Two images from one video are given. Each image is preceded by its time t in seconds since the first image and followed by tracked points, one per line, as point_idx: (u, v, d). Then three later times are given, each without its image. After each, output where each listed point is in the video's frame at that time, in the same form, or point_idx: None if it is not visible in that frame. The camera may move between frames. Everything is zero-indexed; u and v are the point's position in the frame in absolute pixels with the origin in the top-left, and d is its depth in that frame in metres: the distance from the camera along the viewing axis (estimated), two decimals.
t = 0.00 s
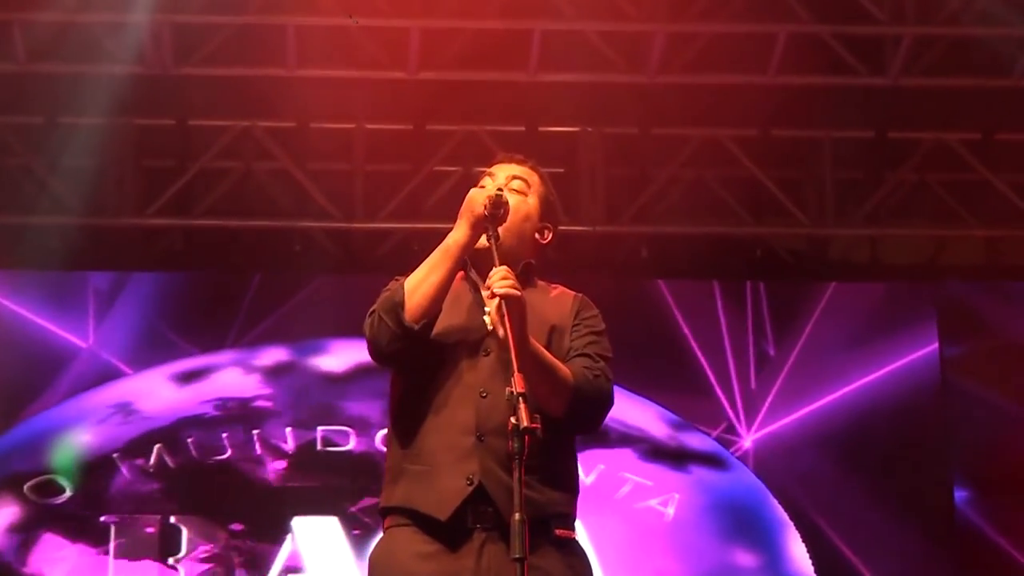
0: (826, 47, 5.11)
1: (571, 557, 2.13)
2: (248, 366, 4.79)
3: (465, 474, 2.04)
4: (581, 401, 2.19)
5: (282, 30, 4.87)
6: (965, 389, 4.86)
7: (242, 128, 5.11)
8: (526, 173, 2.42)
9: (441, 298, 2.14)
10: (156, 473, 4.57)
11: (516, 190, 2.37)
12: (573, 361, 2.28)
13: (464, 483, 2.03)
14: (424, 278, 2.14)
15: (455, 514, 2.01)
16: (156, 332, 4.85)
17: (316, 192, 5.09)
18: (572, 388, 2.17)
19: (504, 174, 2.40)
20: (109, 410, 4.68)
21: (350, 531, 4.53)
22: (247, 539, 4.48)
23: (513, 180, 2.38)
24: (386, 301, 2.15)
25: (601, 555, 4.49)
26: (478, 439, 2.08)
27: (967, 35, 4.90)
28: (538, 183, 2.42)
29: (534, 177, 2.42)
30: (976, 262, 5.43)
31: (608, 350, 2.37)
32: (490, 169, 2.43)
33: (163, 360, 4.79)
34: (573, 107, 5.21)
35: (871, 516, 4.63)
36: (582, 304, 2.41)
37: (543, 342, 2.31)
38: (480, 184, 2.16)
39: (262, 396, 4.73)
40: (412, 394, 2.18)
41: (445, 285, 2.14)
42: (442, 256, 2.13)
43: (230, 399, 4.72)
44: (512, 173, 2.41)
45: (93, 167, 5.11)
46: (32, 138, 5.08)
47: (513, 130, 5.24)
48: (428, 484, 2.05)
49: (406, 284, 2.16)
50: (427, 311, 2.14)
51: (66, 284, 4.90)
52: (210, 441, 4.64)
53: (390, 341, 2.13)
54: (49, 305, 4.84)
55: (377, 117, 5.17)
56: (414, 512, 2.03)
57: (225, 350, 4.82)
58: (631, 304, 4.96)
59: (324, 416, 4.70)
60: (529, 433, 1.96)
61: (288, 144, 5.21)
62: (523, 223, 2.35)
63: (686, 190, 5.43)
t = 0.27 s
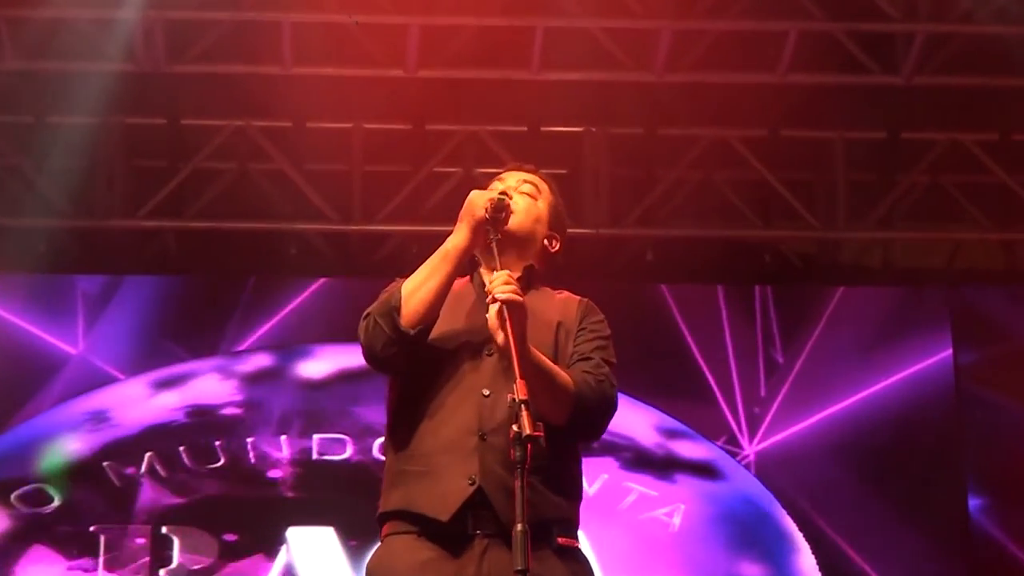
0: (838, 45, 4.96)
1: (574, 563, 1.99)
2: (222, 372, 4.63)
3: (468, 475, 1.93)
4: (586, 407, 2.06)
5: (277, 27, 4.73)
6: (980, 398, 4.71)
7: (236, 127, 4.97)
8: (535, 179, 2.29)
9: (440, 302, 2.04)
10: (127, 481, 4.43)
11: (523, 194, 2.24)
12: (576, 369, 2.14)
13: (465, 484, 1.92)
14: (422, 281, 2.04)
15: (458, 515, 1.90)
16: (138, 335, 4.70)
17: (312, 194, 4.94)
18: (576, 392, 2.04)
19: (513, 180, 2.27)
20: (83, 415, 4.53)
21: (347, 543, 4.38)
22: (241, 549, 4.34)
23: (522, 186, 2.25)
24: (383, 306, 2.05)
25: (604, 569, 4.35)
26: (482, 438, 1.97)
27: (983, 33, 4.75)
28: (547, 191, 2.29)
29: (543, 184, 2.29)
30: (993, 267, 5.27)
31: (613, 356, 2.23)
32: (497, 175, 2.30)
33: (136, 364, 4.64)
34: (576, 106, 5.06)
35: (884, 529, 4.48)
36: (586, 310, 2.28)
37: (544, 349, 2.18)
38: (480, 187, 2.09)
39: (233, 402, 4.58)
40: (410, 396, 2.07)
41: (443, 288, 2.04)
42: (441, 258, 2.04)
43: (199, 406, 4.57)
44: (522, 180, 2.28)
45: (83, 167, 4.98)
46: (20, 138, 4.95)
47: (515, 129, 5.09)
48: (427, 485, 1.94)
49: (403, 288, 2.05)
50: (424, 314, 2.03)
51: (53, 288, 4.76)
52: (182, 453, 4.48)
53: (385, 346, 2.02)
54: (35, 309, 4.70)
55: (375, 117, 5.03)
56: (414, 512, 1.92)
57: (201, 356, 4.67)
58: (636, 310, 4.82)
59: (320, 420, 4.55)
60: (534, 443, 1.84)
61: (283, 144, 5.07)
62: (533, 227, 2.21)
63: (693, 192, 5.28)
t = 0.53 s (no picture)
0: (849, 40, 4.81)
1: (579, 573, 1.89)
2: (200, 379, 4.48)
3: (472, 483, 1.83)
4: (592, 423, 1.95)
5: (270, 21, 4.59)
6: (997, 404, 4.54)
7: (228, 124, 4.82)
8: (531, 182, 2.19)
9: (436, 313, 1.93)
10: (109, 490, 4.26)
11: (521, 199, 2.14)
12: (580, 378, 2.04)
13: (470, 491, 1.82)
14: (417, 290, 1.93)
15: (463, 523, 1.80)
16: (121, 340, 4.55)
17: (306, 193, 4.79)
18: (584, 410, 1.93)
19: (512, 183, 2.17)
20: (54, 423, 4.38)
21: (342, 553, 4.21)
22: (232, 559, 4.17)
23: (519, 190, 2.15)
24: (375, 318, 1.94)
25: None
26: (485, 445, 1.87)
27: (1000, 27, 4.59)
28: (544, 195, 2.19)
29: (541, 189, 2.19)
30: (1010, 270, 5.11)
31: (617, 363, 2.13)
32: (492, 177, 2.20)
33: (114, 372, 4.49)
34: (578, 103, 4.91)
35: (898, 539, 4.32)
36: (587, 315, 2.17)
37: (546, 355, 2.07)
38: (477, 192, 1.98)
39: (212, 412, 4.42)
40: (406, 405, 1.97)
41: (440, 296, 1.93)
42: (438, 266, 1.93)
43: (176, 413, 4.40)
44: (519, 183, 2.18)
45: (70, 165, 4.84)
46: (6, 136, 4.81)
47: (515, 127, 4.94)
48: (429, 492, 1.85)
49: (397, 298, 1.95)
50: (421, 326, 1.93)
51: (37, 291, 4.62)
52: (158, 462, 4.31)
53: (379, 358, 1.92)
54: (18, 313, 4.56)
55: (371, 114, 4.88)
56: (416, 523, 1.82)
57: (181, 363, 4.52)
58: (640, 314, 4.66)
59: (315, 426, 4.40)
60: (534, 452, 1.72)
61: (276, 143, 4.92)
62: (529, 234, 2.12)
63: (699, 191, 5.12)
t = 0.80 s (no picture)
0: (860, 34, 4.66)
1: None
2: (174, 383, 4.33)
3: (469, 497, 1.79)
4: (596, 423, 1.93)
5: (264, 15, 4.44)
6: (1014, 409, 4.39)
7: (221, 121, 4.68)
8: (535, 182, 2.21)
9: (437, 317, 1.90)
10: (99, 496, 4.11)
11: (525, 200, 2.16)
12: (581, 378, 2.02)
13: (467, 505, 1.78)
14: (418, 295, 1.90)
15: (460, 538, 1.76)
16: (105, 342, 4.41)
17: (301, 193, 4.65)
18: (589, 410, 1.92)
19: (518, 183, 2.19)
20: (28, 429, 4.23)
21: (338, 562, 4.07)
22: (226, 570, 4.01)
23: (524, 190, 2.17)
24: (375, 323, 1.90)
25: None
26: (482, 457, 1.83)
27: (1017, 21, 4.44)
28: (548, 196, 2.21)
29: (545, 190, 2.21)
30: None
31: (618, 358, 2.11)
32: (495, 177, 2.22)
33: (88, 377, 4.34)
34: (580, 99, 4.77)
35: (913, 548, 4.16)
36: (588, 313, 2.15)
37: (548, 356, 2.04)
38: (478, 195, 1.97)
39: (207, 417, 4.27)
40: (406, 415, 1.93)
41: (441, 299, 1.90)
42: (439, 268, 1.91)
43: (144, 417, 4.25)
44: (525, 184, 2.19)
45: (58, 164, 4.70)
46: None
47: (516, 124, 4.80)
48: (426, 507, 1.80)
49: (397, 303, 1.91)
50: (422, 330, 1.89)
51: (21, 292, 4.47)
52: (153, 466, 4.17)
53: (379, 365, 1.88)
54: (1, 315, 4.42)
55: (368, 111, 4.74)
56: (413, 538, 1.78)
57: (156, 365, 4.37)
58: (644, 316, 4.52)
59: (310, 431, 4.26)
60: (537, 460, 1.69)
61: (269, 141, 4.78)
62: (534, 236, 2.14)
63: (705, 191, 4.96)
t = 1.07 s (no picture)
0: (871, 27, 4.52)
1: None
2: (150, 386, 4.18)
3: (465, 508, 1.75)
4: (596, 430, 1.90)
5: (257, 7, 4.30)
6: None
7: (213, 118, 4.55)
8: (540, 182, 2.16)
9: (438, 322, 1.85)
10: (87, 504, 3.97)
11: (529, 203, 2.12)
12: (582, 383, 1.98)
13: (463, 516, 1.74)
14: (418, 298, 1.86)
15: (456, 551, 1.72)
16: (91, 342, 4.26)
17: (295, 191, 4.51)
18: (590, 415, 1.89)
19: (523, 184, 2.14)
20: None
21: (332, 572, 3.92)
22: None
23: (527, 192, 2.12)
24: (375, 328, 1.86)
25: None
26: (479, 467, 1.80)
27: None
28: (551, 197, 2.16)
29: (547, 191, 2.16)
30: None
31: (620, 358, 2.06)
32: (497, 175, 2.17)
33: (66, 380, 4.18)
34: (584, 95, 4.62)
35: (929, 556, 4.01)
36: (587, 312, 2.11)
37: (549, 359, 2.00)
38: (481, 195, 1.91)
39: (198, 420, 4.12)
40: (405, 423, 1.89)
41: (443, 303, 1.85)
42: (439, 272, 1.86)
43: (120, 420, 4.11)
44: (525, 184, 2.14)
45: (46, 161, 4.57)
46: None
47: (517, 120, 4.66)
48: (421, 519, 1.76)
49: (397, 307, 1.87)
50: (422, 334, 1.85)
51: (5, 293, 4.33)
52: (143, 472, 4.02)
53: (379, 372, 1.83)
54: None
55: (365, 108, 4.61)
56: (407, 550, 1.74)
57: (136, 366, 4.23)
58: (649, 319, 4.38)
59: (307, 435, 4.12)
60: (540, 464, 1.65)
61: (263, 138, 4.65)
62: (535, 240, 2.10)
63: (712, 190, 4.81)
